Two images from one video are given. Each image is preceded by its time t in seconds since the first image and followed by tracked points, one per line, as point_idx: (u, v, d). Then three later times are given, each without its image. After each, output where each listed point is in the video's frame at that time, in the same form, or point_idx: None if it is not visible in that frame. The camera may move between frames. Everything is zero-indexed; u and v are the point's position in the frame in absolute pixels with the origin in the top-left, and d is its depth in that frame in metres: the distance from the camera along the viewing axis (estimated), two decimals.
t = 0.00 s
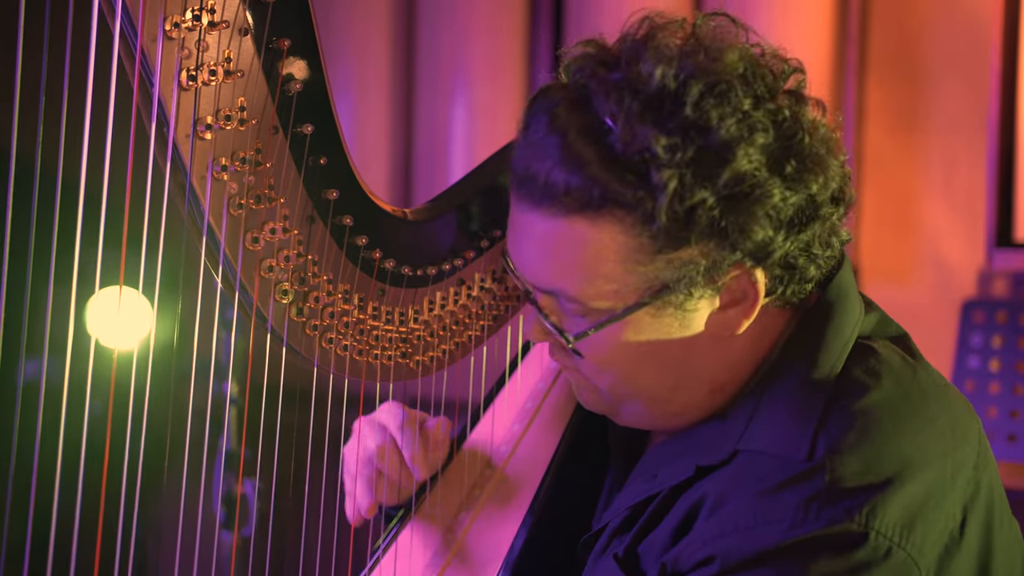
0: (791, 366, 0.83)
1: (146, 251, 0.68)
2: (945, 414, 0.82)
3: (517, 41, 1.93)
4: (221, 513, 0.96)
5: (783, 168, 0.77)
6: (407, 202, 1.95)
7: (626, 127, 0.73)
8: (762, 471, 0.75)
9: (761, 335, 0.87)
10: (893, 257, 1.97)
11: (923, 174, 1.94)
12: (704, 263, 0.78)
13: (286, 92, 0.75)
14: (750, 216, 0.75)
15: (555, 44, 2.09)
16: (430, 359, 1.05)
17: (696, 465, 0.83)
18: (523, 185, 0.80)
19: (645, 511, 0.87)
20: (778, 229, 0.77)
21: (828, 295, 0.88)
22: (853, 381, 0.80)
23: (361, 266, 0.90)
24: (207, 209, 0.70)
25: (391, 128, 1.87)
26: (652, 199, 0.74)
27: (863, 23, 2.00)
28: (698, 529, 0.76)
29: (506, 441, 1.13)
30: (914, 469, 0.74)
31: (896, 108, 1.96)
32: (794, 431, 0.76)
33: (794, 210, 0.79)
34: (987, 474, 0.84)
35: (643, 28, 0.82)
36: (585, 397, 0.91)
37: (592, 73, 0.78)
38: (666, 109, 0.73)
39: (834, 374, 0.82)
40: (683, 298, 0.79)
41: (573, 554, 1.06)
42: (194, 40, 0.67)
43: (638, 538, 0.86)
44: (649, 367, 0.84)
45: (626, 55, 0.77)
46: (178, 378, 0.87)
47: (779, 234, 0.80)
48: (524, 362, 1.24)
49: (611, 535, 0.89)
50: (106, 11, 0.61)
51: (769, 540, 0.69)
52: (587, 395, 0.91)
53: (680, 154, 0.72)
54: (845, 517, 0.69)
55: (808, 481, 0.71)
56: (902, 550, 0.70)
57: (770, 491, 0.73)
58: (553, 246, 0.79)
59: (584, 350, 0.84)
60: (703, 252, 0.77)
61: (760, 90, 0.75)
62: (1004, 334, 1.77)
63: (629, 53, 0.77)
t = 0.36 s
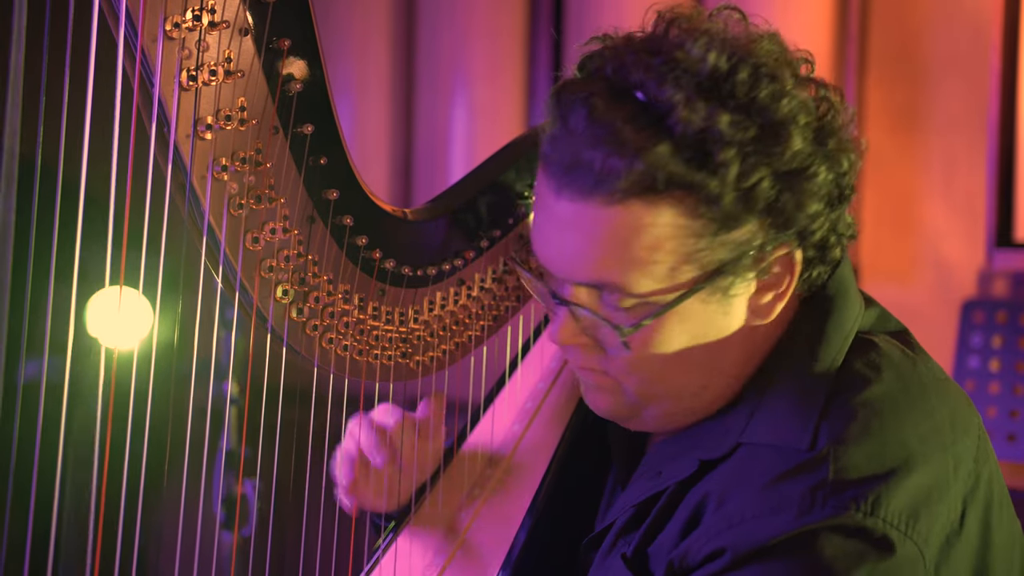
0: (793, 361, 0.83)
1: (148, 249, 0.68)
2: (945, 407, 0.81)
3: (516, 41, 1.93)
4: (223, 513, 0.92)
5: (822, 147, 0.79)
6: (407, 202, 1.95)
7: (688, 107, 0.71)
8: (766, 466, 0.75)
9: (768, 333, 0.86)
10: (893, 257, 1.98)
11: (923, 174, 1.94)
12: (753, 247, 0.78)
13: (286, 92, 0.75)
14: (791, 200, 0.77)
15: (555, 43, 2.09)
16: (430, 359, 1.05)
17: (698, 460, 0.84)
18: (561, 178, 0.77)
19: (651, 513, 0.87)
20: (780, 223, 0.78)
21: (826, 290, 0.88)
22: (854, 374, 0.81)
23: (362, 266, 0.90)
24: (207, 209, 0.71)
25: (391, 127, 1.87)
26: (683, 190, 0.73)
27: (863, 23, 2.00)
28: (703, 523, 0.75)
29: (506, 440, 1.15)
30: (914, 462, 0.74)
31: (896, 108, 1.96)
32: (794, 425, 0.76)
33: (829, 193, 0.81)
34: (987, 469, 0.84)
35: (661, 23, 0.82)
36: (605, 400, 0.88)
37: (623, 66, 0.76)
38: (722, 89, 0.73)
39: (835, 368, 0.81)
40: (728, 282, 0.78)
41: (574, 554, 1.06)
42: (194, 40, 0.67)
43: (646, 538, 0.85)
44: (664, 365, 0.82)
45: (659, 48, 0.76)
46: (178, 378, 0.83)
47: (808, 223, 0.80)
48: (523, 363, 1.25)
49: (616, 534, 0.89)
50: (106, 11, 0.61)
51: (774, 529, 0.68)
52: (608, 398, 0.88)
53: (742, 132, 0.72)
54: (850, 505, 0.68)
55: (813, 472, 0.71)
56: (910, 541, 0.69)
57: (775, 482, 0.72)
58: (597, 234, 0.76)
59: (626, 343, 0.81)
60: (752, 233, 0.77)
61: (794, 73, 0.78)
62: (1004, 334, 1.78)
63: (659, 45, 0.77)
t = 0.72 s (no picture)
0: (800, 373, 0.80)
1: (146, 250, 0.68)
2: (943, 423, 0.80)
3: (516, 41, 1.93)
4: (223, 511, 1.01)
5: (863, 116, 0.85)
6: (407, 202, 1.96)
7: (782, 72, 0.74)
8: (763, 473, 0.75)
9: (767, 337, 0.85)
10: (893, 257, 1.98)
11: (923, 174, 1.94)
12: (832, 215, 0.79)
13: (286, 92, 0.75)
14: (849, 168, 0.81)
15: (555, 44, 2.09)
16: (430, 359, 1.04)
17: (707, 469, 0.82)
18: (657, 166, 0.70)
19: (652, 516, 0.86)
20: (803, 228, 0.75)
21: (836, 293, 0.86)
22: (855, 386, 0.78)
23: (361, 266, 0.90)
24: (207, 210, 0.70)
25: (391, 127, 1.87)
26: (781, 156, 0.71)
27: (863, 22, 2.00)
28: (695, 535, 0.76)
29: (506, 440, 1.14)
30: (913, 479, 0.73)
31: (897, 107, 1.97)
32: (796, 430, 0.75)
33: (870, 167, 0.86)
34: (985, 478, 0.84)
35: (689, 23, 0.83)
36: (683, 411, 0.79)
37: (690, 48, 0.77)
38: (795, 59, 0.78)
39: (844, 376, 0.78)
40: (818, 248, 0.78)
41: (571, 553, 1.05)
42: (194, 40, 0.66)
43: (645, 541, 0.84)
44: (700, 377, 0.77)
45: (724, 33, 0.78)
46: (178, 379, 0.89)
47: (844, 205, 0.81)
48: (522, 363, 1.28)
49: (617, 537, 0.88)
50: (107, 12, 0.61)
51: (765, 549, 0.68)
52: (686, 411, 0.79)
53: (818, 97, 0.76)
54: (840, 527, 0.67)
55: (807, 489, 0.70)
56: (896, 561, 0.68)
57: (770, 498, 0.72)
58: (711, 211, 0.69)
59: (726, 338, 0.74)
60: (831, 198, 0.79)
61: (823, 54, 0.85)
62: (1004, 334, 1.78)
63: (715, 32, 0.78)
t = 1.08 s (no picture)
0: (804, 370, 0.79)
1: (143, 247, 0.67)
2: (952, 411, 0.80)
3: (517, 41, 1.93)
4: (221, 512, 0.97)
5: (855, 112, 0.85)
6: (407, 202, 1.96)
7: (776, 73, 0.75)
8: (768, 461, 0.73)
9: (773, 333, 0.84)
10: (893, 257, 1.99)
11: (923, 174, 1.94)
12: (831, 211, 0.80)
13: (285, 91, 0.76)
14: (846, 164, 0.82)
15: (555, 44, 2.09)
16: (429, 358, 1.04)
17: (710, 462, 0.81)
18: (652, 169, 0.71)
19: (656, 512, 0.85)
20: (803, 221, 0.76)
21: (840, 292, 0.85)
22: (861, 382, 0.77)
23: (360, 265, 0.90)
24: (205, 209, 0.70)
25: (391, 128, 1.87)
26: (778, 154, 0.72)
27: (863, 23, 2.00)
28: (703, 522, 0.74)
29: (505, 440, 1.15)
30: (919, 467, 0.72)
31: (896, 108, 1.97)
32: (802, 419, 0.74)
33: (865, 163, 0.87)
34: (990, 473, 0.84)
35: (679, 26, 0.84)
36: (689, 415, 0.79)
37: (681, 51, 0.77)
38: (786, 59, 0.78)
39: (846, 373, 0.77)
40: (819, 244, 0.78)
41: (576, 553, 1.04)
42: (192, 39, 0.66)
43: (650, 536, 0.84)
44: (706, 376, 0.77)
45: (713, 35, 0.79)
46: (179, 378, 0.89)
47: (841, 201, 0.82)
48: (522, 362, 1.28)
49: (622, 533, 0.87)
50: (104, 11, 0.61)
51: (777, 525, 0.67)
52: (692, 414, 0.79)
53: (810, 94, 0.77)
54: (853, 506, 0.66)
55: (816, 472, 0.69)
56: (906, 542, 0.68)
57: (778, 481, 0.70)
58: (709, 210, 0.69)
59: (731, 339, 0.74)
60: (829, 194, 0.79)
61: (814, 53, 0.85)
62: (1004, 334, 1.78)
63: (706, 35, 0.79)
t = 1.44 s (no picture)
0: (792, 366, 0.81)
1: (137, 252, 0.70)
2: (947, 405, 0.80)
3: (517, 41, 1.93)
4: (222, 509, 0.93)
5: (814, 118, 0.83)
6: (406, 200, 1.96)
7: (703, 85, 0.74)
8: (762, 458, 0.75)
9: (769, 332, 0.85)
10: (892, 257, 1.98)
11: (923, 174, 1.94)
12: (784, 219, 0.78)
13: (282, 91, 0.76)
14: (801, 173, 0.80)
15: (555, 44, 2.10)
16: (426, 357, 1.05)
17: (697, 460, 0.83)
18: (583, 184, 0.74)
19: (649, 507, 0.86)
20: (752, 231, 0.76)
21: (828, 292, 0.87)
22: (853, 379, 0.79)
23: (357, 264, 0.90)
24: (202, 209, 0.71)
25: (391, 129, 1.88)
26: (703, 171, 0.72)
27: (862, 23, 2.00)
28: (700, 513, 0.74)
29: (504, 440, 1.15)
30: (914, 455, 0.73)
31: (896, 108, 1.97)
32: (790, 417, 0.76)
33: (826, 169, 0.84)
34: (987, 467, 0.84)
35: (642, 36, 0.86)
36: (648, 421, 0.81)
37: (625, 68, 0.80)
38: (723, 68, 0.77)
39: (834, 371, 0.80)
40: (766, 257, 0.77)
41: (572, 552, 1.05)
42: (189, 39, 0.67)
43: (641, 534, 0.85)
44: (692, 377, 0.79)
45: (666, 45, 0.80)
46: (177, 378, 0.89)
47: (801, 210, 0.80)
48: (520, 361, 1.25)
49: (614, 532, 0.89)
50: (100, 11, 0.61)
51: (775, 513, 0.67)
52: (646, 419, 0.81)
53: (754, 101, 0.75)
54: (849, 493, 0.66)
55: (810, 465, 0.70)
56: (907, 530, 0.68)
57: (771, 474, 0.71)
58: (633, 227, 0.72)
59: (670, 352, 0.76)
60: (780, 203, 0.77)
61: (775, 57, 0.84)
62: (1004, 334, 1.78)
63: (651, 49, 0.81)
